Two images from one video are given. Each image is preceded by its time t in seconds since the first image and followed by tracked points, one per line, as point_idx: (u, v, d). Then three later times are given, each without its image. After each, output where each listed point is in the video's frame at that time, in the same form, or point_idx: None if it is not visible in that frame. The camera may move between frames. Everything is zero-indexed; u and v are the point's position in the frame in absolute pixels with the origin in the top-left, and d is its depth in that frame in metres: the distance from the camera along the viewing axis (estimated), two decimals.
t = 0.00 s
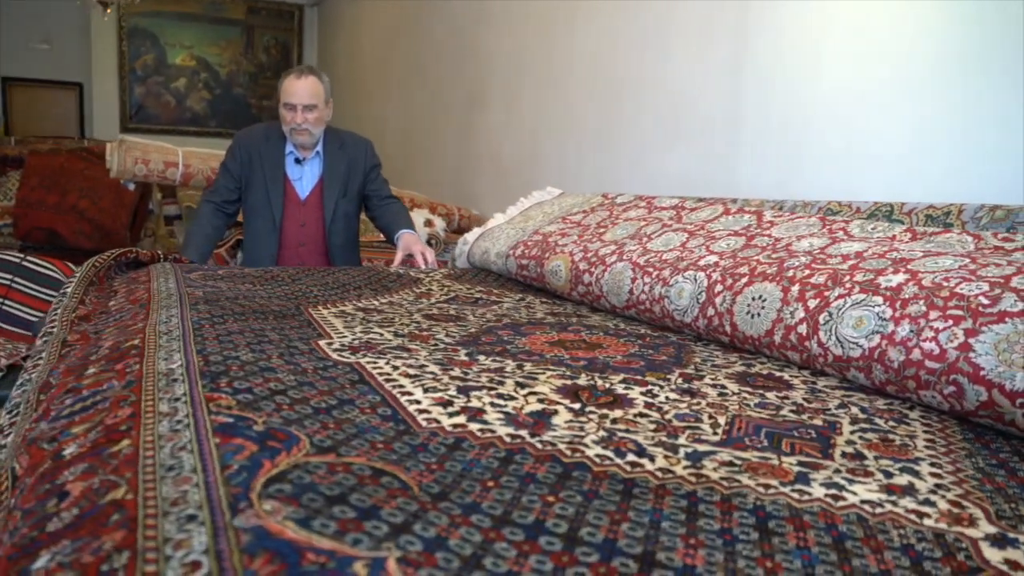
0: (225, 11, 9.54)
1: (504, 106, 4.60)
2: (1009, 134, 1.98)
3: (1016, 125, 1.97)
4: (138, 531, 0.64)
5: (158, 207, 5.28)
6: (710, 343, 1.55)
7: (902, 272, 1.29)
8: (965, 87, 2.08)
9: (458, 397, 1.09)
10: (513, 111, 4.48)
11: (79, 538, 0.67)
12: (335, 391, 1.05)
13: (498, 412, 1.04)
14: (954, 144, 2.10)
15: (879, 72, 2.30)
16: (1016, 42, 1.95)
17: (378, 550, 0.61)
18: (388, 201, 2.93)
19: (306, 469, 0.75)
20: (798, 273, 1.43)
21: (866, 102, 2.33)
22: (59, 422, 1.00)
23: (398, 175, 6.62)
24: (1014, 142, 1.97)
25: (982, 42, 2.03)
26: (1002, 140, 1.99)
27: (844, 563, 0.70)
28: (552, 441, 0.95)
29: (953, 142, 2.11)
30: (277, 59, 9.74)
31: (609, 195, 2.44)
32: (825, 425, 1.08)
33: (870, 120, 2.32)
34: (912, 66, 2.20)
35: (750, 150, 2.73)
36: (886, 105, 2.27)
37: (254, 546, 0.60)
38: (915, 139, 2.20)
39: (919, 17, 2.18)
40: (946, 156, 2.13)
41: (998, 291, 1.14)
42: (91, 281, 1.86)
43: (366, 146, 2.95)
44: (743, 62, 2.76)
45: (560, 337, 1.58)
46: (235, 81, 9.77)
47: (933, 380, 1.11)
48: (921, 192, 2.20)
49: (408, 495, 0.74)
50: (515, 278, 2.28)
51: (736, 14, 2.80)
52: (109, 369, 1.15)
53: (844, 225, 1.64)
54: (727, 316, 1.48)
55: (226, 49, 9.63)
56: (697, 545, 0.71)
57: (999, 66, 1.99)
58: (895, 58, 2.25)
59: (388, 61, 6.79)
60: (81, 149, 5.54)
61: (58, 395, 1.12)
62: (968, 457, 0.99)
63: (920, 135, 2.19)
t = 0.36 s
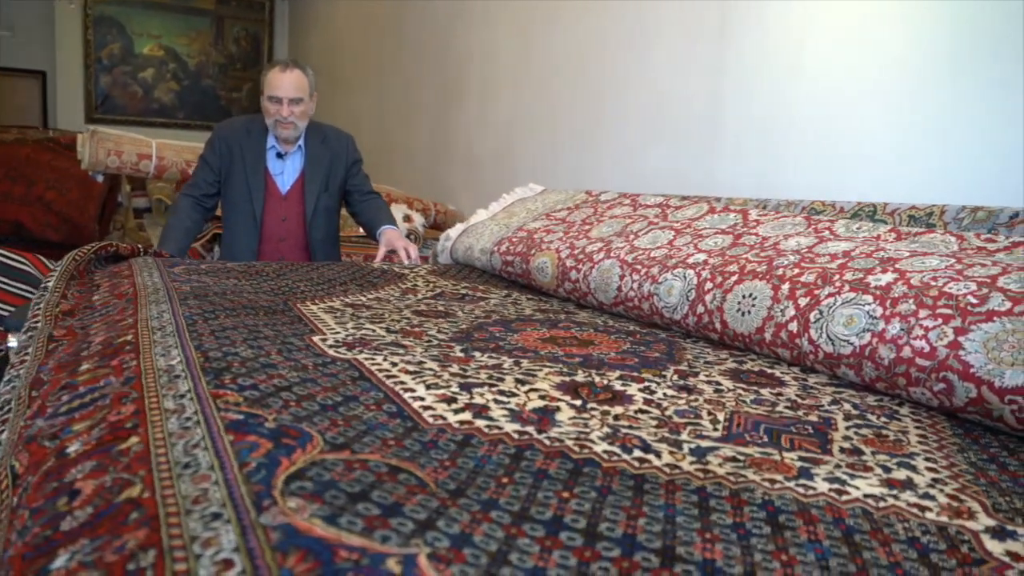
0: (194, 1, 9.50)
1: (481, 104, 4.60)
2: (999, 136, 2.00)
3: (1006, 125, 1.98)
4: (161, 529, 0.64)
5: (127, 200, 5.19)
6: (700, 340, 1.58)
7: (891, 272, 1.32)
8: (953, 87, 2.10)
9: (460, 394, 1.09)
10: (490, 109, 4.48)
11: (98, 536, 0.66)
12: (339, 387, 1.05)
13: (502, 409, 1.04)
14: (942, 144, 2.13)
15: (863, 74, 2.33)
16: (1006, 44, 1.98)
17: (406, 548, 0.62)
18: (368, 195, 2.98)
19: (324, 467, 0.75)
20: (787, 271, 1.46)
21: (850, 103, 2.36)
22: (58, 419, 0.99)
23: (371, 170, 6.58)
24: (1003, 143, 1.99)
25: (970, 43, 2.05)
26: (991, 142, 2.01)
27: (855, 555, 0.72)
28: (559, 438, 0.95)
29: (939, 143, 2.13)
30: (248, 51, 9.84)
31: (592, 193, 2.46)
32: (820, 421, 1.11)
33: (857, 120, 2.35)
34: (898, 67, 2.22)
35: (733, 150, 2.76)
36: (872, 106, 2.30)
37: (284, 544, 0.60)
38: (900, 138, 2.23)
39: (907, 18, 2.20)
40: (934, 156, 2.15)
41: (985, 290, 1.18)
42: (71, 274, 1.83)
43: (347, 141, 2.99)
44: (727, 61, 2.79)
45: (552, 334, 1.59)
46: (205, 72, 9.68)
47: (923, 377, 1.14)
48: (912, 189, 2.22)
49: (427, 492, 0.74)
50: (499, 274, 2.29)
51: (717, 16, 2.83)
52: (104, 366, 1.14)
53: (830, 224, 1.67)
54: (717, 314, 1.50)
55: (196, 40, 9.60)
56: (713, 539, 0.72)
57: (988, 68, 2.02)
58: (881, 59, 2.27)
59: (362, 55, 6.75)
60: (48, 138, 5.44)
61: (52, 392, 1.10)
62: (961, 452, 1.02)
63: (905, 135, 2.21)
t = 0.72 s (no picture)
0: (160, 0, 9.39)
1: (456, 106, 4.59)
2: (997, 136, 2.01)
3: (1002, 124, 2.00)
4: (183, 538, 0.63)
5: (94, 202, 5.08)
6: (687, 343, 1.60)
7: (876, 275, 1.35)
8: (946, 87, 2.12)
9: (461, 398, 1.10)
10: (465, 111, 4.48)
11: (116, 546, 0.66)
12: (340, 392, 1.05)
13: (504, 412, 1.05)
14: (939, 141, 2.14)
15: (854, 76, 2.34)
16: (1004, 45, 1.99)
17: (433, 553, 0.62)
18: (347, 199, 3.03)
19: (339, 473, 0.75)
20: (774, 274, 1.48)
21: (840, 105, 2.38)
22: (55, 427, 0.97)
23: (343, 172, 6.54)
24: (1001, 142, 2.01)
25: (965, 43, 2.08)
26: (990, 142, 2.03)
27: (864, 553, 0.74)
28: (564, 440, 0.96)
29: (938, 143, 2.14)
30: (215, 51, 9.72)
31: (574, 196, 2.48)
32: (814, 421, 1.13)
33: (847, 120, 2.36)
34: (890, 67, 2.24)
35: (717, 154, 2.77)
36: (868, 108, 2.31)
37: (313, 551, 0.60)
38: (891, 137, 2.25)
39: (902, 18, 2.21)
40: (930, 155, 2.16)
41: (969, 293, 1.22)
42: (51, 279, 1.80)
43: (328, 144, 3.06)
44: (709, 62, 2.81)
45: (542, 337, 1.60)
46: (170, 72, 9.56)
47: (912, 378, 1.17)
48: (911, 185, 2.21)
49: (443, 496, 0.75)
50: (482, 277, 2.29)
51: (701, 17, 2.84)
52: (98, 373, 1.12)
53: (813, 228, 1.70)
54: (706, 316, 1.52)
55: (162, 39, 9.51)
56: (727, 539, 0.74)
57: (983, 67, 2.04)
58: (875, 60, 2.28)
59: (333, 56, 6.71)
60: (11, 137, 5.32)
61: (45, 399, 1.07)
62: (951, 450, 1.05)
63: (903, 136, 2.22)
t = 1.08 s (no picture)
0: (138, 4, 9.35)
1: (442, 111, 4.60)
2: (992, 136, 2.05)
3: (997, 124, 2.03)
4: (208, 539, 0.64)
5: (73, 207, 5.03)
6: (680, 347, 1.62)
7: (866, 280, 1.39)
8: (937, 87, 2.16)
9: (465, 402, 1.11)
10: (450, 116, 4.50)
11: (138, 548, 0.66)
12: (346, 397, 1.06)
13: (509, 415, 1.07)
14: (935, 139, 2.17)
15: (844, 78, 2.38)
16: (998, 45, 2.02)
17: (456, 552, 0.63)
18: (340, 206, 3.16)
19: (356, 476, 0.76)
20: (766, 279, 1.51)
21: (831, 107, 2.42)
22: (62, 432, 0.97)
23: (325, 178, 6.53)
24: (997, 142, 2.04)
25: (957, 44, 2.11)
26: (985, 142, 2.06)
27: (867, 548, 0.76)
28: (569, 443, 0.98)
29: (934, 142, 2.17)
30: (193, 56, 9.75)
31: (562, 202, 2.50)
32: (809, 423, 1.16)
33: (839, 122, 2.39)
34: (882, 68, 2.28)
35: (710, 156, 2.80)
36: (857, 112, 2.35)
37: (341, 551, 0.61)
38: (885, 137, 2.28)
39: (893, 17, 2.24)
40: (925, 153, 2.19)
41: (957, 297, 1.25)
42: (42, 284, 1.79)
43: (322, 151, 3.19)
44: (697, 67, 2.85)
45: (537, 342, 1.61)
46: (149, 76, 9.50)
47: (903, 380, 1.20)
48: (908, 182, 2.23)
49: (459, 497, 0.76)
50: (472, 283, 2.31)
51: (690, 23, 2.88)
52: (101, 378, 1.12)
53: (801, 234, 1.73)
54: (698, 321, 1.55)
55: (141, 43, 9.46)
56: (736, 537, 0.75)
57: (976, 67, 2.07)
58: (867, 61, 2.31)
59: (315, 62, 6.71)
60: None
61: (47, 404, 1.07)
62: (943, 450, 1.08)
63: (899, 134, 2.24)
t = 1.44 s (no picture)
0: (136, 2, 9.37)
1: (441, 111, 4.62)
2: (986, 137, 2.08)
3: (991, 125, 2.07)
4: (227, 520, 0.67)
5: (70, 204, 5.02)
6: (677, 345, 1.65)
7: (860, 282, 1.42)
8: (931, 89, 2.20)
9: (468, 395, 1.14)
10: (449, 117, 4.52)
11: (160, 528, 0.68)
12: (353, 388, 1.09)
13: (512, 409, 1.09)
14: (931, 138, 2.20)
15: (842, 80, 2.41)
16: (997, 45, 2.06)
17: (465, 534, 0.66)
18: (347, 206, 3.21)
19: (367, 462, 0.79)
20: (762, 280, 1.54)
21: (827, 108, 2.45)
22: (76, 420, 0.99)
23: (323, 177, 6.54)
24: (992, 142, 2.07)
25: (950, 47, 2.15)
26: (979, 143, 2.10)
27: (859, 537, 0.79)
28: (571, 435, 1.01)
29: (929, 141, 2.20)
30: (192, 54, 9.75)
31: (561, 202, 2.53)
32: (804, 419, 1.19)
33: (836, 122, 2.43)
34: (879, 71, 2.31)
35: (709, 156, 2.83)
36: (853, 113, 2.38)
37: (356, 530, 0.64)
38: (881, 138, 2.31)
39: (888, 17, 2.28)
40: (920, 151, 2.22)
41: (948, 298, 1.28)
42: (48, 279, 1.81)
43: (329, 151, 3.24)
44: (693, 71, 2.90)
45: (537, 339, 1.64)
46: (146, 74, 9.52)
47: (894, 379, 1.23)
48: (904, 181, 2.26)
49: (466, 484, 0.79)
50: (472, 281, 2.33)
51: (688, 25, 2.92)
52: (112, 369, 1.14)
53: (797, 236, 1.76)
54: (696, 320, 1.57)
55: (138, 40, 9.48)
56: (733, 524, 0.78)
57: (971, 68, 2.11)
58: (865, 61, 2.34)
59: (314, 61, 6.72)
60: None
61: (60, 394, 1.10)
62: (933, 446, 1.11)
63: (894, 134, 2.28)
